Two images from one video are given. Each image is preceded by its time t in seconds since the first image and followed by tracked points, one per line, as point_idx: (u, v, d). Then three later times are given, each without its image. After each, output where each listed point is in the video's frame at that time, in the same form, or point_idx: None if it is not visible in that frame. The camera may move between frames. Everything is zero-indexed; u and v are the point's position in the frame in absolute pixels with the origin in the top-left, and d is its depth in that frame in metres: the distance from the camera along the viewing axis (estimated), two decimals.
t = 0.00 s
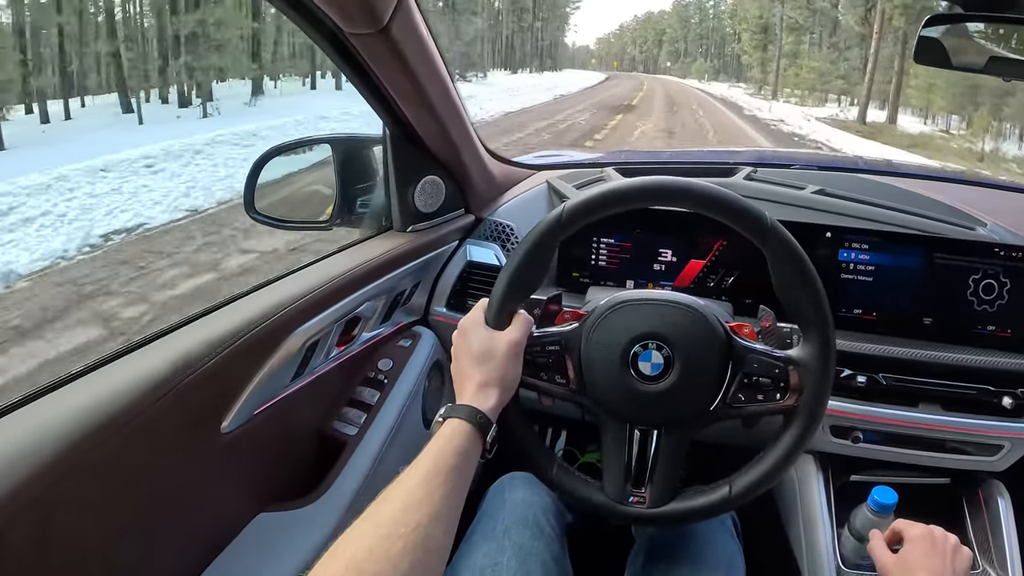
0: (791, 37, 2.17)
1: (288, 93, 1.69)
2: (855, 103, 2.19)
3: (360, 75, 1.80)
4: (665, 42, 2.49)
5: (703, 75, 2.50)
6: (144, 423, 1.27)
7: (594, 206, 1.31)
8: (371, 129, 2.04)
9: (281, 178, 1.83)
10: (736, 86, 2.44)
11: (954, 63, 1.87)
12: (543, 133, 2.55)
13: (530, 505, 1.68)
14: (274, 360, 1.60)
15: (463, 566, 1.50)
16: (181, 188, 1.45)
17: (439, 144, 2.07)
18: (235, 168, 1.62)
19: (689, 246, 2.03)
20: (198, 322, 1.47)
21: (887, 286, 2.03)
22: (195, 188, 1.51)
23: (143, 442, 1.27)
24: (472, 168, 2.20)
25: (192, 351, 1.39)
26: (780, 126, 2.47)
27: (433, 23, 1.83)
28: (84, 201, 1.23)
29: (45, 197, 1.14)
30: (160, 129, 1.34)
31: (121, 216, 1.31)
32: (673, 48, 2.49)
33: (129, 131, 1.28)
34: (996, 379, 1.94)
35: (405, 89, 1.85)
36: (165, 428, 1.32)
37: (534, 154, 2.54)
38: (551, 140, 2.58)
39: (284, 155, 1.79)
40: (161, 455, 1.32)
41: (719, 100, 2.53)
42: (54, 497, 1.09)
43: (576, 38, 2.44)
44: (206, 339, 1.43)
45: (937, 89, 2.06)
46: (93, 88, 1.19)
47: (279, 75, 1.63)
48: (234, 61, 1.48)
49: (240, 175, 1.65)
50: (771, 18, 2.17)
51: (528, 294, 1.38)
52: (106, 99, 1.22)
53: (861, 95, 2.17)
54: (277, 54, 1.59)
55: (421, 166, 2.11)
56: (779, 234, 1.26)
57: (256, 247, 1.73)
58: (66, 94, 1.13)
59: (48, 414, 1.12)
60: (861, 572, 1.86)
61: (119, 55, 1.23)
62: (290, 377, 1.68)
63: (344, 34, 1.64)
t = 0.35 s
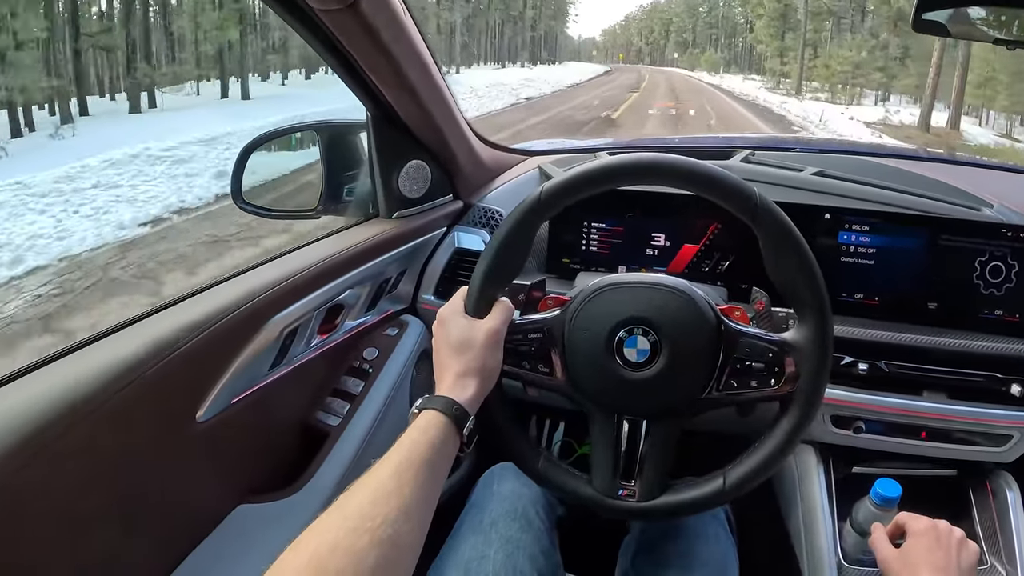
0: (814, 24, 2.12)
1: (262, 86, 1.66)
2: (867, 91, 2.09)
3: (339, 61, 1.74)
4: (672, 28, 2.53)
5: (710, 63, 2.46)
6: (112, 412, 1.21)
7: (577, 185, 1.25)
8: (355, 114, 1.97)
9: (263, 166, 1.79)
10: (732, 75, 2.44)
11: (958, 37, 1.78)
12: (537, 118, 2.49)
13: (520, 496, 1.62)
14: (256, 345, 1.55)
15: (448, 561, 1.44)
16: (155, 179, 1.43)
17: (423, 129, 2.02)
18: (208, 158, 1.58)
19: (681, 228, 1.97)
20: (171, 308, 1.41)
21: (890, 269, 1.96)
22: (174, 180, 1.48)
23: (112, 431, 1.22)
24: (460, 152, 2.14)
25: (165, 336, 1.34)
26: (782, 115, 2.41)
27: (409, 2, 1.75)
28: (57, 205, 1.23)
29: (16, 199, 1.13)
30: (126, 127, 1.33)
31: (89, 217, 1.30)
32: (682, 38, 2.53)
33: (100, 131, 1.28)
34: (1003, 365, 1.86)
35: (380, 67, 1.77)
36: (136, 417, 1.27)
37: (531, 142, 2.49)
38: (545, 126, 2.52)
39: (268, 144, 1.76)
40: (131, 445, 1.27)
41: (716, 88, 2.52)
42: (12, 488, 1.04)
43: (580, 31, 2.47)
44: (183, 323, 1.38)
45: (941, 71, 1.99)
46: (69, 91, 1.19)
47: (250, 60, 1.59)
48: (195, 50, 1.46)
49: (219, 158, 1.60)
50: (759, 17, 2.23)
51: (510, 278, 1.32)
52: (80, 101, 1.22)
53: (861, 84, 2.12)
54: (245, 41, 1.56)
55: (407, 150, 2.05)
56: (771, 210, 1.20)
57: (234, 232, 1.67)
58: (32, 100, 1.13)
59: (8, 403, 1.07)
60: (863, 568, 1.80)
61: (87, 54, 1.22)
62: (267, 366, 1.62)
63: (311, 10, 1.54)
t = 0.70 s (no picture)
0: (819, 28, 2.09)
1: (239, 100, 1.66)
2: (890, 105, 2.05)
3: (307, 80, 1.75)
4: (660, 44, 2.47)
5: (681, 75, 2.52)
6: (75, 431, 1.18)
7: (542, 200, 1.26)
8: (324, 129, 1.96)
9: (240, 182, 1.78)
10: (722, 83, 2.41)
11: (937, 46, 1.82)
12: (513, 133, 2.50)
13: (491, 509, 1.59)
14: (231, 355, 1.53)
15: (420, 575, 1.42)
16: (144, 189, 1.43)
17: (394, 145, 2.02)
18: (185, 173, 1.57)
19: (651, 241, 1.98)
20: (135, 328, 1.38)
21: (862, 279, 1.97)
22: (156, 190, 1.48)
23: (78, 449, 1.20)
24: (430, 167, 2.14)
25: (137, 352, 1.32)
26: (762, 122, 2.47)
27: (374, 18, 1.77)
28: (56, 208, 1.24)
29: None
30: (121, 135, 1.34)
31: (84, 225, 1.31)
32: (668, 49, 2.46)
33: (101, 136, 1.29)
34: (975, 372, 1.88)
35: (340, 81, 1.76)
36: (106, 435, 1.25)
37: (505, 155, 2.48)
38: (521, 138, 2.53)
39: (240, 159, 1.74)
40: (99, 463, 1.25)
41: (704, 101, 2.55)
42: None
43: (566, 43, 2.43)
44: (154, 339, 1.37)
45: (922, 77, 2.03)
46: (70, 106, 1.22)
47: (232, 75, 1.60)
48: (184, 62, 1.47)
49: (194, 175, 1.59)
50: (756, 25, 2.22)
51: (474, 295, 1.32)
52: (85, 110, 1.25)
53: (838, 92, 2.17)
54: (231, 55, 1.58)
55: (375, 167, 2.04)
56: (731, 220, 1.21)
57: (207, 248, 1.65)
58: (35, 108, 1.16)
59: None
60: None
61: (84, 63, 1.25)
62: (238, 382, 1.59)
63: (275, 31, 1.56)
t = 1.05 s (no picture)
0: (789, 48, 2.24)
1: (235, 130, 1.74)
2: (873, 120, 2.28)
3: (297, 117, 1.85)
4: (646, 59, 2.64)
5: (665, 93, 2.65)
6: (82, 455, 1.26)
7: (519, 232, 1.35)
8: (312, 161, 2.04)
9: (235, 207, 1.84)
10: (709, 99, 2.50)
11: (904, 71, 1.94)
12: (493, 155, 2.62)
13: (478, 524, 1.67)
14: (226, 380, 1.60)
15: None
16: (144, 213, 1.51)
17: (379, 176, 2.11)
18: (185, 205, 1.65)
19: (626, 266, 2.08)
20: (136, 356, 1.46)
21: (826, 298, 2.07)
22: (156, 219, 1.55)
23: (85, 471, 1.27)
24: (414, 194, 2.23)
25: (140, 378, 1.40)
26: (748, 141, 2.58)
27: (360, 57, 1.89)
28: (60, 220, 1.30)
29: None
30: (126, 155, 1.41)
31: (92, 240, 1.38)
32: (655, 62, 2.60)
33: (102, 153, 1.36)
34: (935, 385, 1.99)
35: (337, 125, 1.89)
36: (112, 455, 1.33)
37: (480, 178, 2.58)
38: (502, 162, 2.63)
39: (233, 186, 1.81)
40: (104, 485, 1.32)
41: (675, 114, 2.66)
42: None
43: (551, 59, 2.75)
44: (156, 366, 1.44)
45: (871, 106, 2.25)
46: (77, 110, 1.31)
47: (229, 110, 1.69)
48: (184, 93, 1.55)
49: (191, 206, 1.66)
50: (751, 41, 2.29)
51: (457, 322, 1.40)
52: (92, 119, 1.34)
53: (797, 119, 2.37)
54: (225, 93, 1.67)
55: (362, 197, 2.13)
56: (695, 249, 1.32)
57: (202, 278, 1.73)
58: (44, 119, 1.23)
59: None
60: None
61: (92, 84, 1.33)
62: (234, 406, 1.66)
63: (270, 77, 1.68)
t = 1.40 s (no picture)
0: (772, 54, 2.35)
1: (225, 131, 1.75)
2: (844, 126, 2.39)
3: (286, 122, 1.84)
4: (638, 63, 2.94)
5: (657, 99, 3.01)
6: (72, 465, 1.25)
7: (509, 240, 1.36)
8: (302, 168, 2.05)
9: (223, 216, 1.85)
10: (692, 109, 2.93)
11: (890, 78, 1.95)
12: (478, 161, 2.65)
13: (469, 529, 1.67)
14: (216, 389, 1.60)
15: None
16: (133, 215, 1.51)
17: (370, 183, 2.12)
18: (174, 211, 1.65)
19: (615, 273, 2.10)
20: (127, 363, 1.45)
21: (813, 302, 2.09)
22: (143, 224, 1.55)
23: (77, 480, 1.27)
24: (404, 201, 2.24)
25: (133, 385, 1.40)
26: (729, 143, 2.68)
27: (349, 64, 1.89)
28: (55, 226, 1.30)
29: None
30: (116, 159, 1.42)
31: (78, 241, 1.37)
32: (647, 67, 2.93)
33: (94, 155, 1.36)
34: (923, 387, 2.01)
35: (328, 133, 1.90)
36: (103, 464, 1.32)
37: (469, 185, 2.59)
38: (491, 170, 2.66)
39: (221, 193, 1.81)
40: (96, 494, 1.31)
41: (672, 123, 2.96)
42: None
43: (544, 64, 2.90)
44: (148, 373, 1.44)
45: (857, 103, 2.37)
46: (71, 113, 1.30)
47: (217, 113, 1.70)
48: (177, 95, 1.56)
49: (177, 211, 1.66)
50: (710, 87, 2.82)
51: (448, 329, 1.41)
52: (81, 122, 1.33)
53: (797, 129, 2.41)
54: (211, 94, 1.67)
55: (352, 203, 2.13)
56: (683, 255, 1.34)
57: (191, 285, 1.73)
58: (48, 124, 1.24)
59: None
60: None
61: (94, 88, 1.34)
62: (224, 414, 1.66)
63: (261, 83, 1.69)
